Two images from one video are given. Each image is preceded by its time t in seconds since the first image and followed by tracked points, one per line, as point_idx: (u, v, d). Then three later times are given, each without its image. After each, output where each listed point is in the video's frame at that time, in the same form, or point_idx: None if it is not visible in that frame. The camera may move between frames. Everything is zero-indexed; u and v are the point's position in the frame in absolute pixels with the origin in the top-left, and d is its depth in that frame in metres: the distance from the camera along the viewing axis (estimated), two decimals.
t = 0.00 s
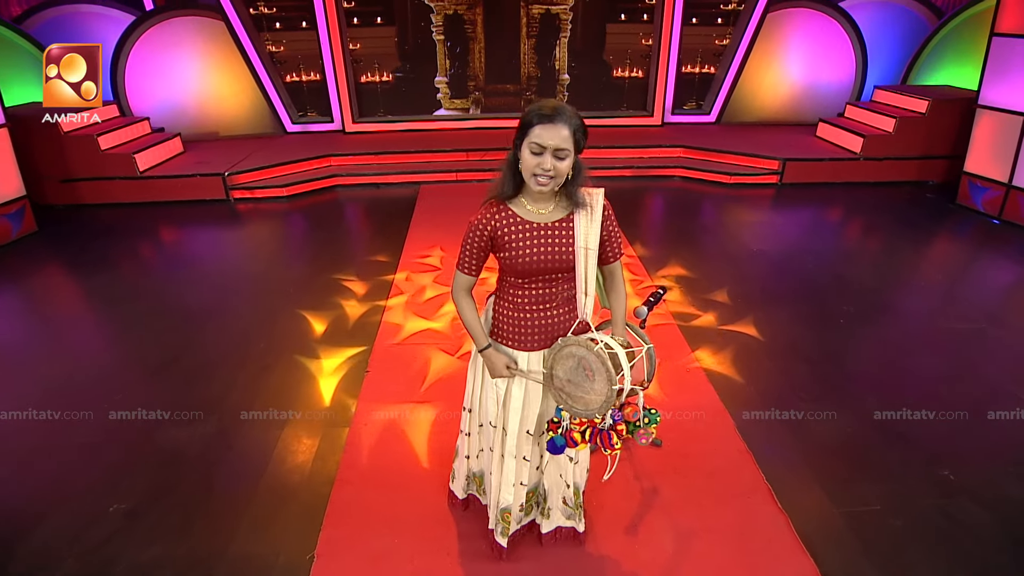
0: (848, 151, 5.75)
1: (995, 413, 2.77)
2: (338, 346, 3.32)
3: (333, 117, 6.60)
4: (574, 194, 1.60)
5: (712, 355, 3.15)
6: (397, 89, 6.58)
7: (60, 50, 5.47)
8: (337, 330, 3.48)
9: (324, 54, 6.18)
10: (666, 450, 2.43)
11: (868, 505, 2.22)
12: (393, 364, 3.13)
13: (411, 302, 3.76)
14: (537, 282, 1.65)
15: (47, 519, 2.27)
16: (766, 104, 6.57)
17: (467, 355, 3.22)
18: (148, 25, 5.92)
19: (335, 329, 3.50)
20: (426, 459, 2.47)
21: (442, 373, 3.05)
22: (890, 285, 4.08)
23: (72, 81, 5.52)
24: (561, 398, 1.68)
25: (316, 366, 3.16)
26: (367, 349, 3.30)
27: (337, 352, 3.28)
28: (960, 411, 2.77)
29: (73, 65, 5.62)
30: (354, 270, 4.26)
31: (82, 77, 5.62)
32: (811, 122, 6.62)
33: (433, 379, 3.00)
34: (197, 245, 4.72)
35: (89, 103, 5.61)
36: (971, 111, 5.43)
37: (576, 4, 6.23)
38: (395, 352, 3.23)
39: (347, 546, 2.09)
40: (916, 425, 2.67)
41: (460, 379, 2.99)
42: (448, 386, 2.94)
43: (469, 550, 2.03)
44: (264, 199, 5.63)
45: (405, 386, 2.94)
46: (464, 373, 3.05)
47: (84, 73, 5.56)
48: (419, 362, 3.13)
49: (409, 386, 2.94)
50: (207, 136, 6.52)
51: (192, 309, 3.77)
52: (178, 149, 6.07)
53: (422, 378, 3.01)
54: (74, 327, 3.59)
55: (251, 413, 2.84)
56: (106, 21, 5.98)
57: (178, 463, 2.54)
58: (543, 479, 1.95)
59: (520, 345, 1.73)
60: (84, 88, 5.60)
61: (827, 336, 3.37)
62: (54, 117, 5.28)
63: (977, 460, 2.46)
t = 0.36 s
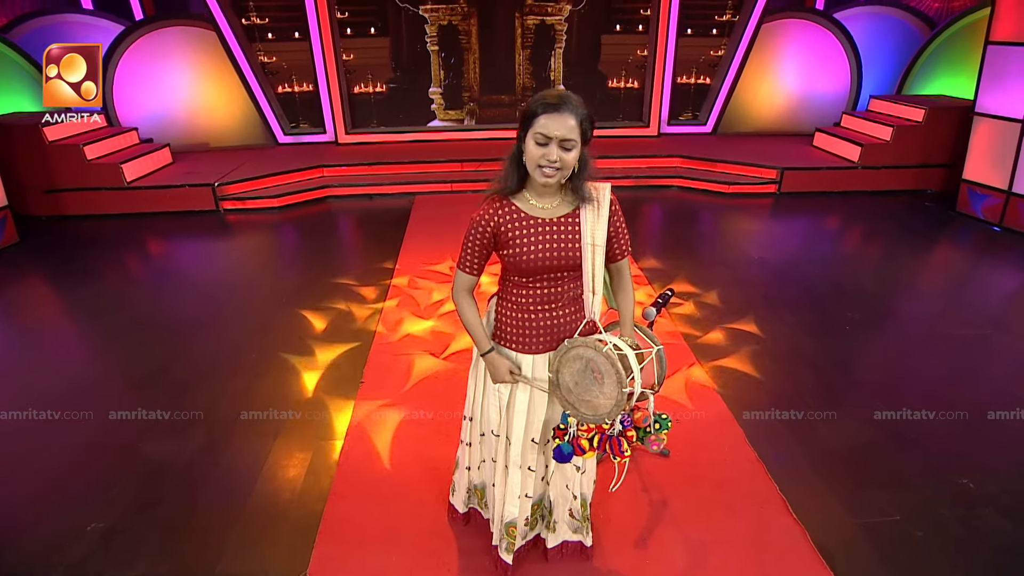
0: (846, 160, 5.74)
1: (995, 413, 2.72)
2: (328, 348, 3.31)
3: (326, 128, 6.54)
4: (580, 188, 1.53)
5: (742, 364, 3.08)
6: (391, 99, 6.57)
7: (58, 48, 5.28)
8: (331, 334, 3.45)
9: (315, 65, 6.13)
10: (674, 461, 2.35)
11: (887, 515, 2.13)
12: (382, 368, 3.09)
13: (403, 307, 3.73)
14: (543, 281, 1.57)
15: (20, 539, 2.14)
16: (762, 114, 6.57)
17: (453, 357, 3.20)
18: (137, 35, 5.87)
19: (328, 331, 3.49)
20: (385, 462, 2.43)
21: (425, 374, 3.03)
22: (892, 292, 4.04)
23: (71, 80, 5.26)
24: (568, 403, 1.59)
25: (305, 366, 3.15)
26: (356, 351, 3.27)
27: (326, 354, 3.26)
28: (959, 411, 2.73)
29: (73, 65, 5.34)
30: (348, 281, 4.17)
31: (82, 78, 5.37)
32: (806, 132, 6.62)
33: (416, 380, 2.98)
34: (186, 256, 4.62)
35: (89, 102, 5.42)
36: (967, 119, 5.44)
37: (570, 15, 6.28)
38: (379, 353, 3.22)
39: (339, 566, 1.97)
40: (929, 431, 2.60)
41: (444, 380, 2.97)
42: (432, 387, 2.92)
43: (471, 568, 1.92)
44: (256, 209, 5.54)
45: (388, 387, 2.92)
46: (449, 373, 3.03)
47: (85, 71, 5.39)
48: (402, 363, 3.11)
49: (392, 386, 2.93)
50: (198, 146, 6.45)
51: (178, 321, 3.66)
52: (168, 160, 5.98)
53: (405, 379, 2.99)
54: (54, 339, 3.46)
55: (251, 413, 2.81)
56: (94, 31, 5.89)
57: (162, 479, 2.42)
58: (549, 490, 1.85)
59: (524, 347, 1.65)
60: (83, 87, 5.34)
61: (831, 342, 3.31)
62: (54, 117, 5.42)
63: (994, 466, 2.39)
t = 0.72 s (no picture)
0: (831, 169, 5.81)
1: (995, 413, 2.71)
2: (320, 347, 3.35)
3: (312, 141, 6.50)
4: (580, 181, 1.48)
5: (750, 358, 3.15)
6: (378, 112, 6.54)
7: (58, 48, 5.55)
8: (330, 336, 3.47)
9: (302, 78, 6.12)
10: (674, 466, 2.30)
11: (894, 517, 2.09)
12: (370, 372, 3.06)
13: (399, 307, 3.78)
14: (542, 278, 1.52)
15: None
16: (746, 124, 6.64)
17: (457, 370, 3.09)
18: (119, 47, 5.79)
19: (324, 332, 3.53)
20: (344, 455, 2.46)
21: (406, 373, 3.05)
22: (881, 296, 4.06)
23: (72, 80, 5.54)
24: (571, 405, 1.54)
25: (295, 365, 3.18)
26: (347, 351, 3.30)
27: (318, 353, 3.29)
28: (958, 412, 2.72)
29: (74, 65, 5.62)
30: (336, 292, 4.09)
31: (82, 78, 5.62)
32: (791, 142, 6.70)
33: (397, 377, 3.00)
34: (168, 269, 4.52)
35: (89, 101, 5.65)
36: (948, 128, 5.54)
37: (557, 28, 6.34)
38: (361, 352, 3.26)
39: None
40: (928, 431, 2.57)
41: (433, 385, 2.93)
42: (422, 392, 2.87)
43: None
44: (241, 222, 5.46)
45: (368, 385, 2.95)
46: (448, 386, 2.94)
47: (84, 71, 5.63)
48: (383, 363, 3.14)
49: (371, 385, 2.95)
50: (181, 159, 6.36)
51: (159, 334, 3.56)
52: (150, 172, 5.89)
53: (385, 376, 3.01)
54: (28, 355, 3.34)
55: (251, 412, 2.81)
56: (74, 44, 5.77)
57: (142, 496, 2.31)
58: (549, 498, 1.79)
59: (524, 348, 1.59)
60: (83, 87, 5.60)
61: (824, 346, 3.30)
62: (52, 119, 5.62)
63: (996, 466, 2.37)
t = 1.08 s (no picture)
0: (812, 180, 5.90)
1: (995, 414, 2.73)
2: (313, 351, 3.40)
3: (294, 157, 6.43)
4: (577, 179, 1.46)
5: (744, 355, 3.25)
6: (361, 127, 6.49)
7: (58, 48, 5.62)
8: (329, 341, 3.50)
9: (285, 95, 6.09)
10: (672, 475, 2.27)
11: (896, 520, 2.06)
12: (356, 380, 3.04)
13: (399, 313, 3.81)
14: (539, 279, 1.47)
15: None
16: (728, 138, 6.74)
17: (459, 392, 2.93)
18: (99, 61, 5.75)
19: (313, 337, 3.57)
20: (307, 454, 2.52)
21: (386, 374, 3.10)
22: (866, 303, 4.09)
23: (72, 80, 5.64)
24: (569, 411, 1.48)
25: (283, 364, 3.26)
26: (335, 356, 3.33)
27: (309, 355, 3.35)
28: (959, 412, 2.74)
29: (73, 65, 5.71)
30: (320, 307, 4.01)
31: (82, 78, 5.74)
32: (771, 156, 6.80)
33: (378, 377, 3.06)
34: (145, 286, 4.39)
35: (89, 101, 5.77)
36: (923, 140, 5.68)
37: (541, 44, 6.37)
38: (349, 368, 3.18)
39: None
40: (922, 434, 2.57)
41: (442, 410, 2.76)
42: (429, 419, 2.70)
43: None
44: (221, 237, 5.36)
45: (351, 383, 3.02)
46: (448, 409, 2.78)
47: (84, 71, 5.74)
48: (364, 364, 3.20)
49: (351, 383, 3.02)
50: (160, 175, 6.25)
51: (135, 352, 3.44)
52: (127, 188, 5.76)
53: (367, 376, 3.07)
54: None
55: (251, 412, 2.83)
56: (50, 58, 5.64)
57: (117, 519, 2.20)
58: (548, 509, 1.73)
59: (521, 352, 1.53)
60: (84, 87, 5.73)
61: (813, 352, 3.30)
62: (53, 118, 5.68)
63: (991, 467, 2.36)
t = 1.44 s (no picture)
0: (793, 194, 5.99)
1: (995, 414, 2.80)
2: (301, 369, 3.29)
3: (276, 173, 6.36)
4: (576, 179, 1.44)
5: (732, 354, 3.35)
6: (344, 144, 6.45)
7: (58, 48, 5.54)
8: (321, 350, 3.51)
9: (267, 112, 6.05)
10: (670, 487, 2.22)
11: (899, 526, 2.04)
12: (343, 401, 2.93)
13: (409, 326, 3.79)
14: (538, 282, 1.43)
15: None
16: (709, 154, 6.83)
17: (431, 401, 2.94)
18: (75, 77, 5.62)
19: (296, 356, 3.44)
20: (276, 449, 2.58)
21: (369, 379, 3.16)
22: (850, 312, 4.13)
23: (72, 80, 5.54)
24: (571, 418, 1.43)
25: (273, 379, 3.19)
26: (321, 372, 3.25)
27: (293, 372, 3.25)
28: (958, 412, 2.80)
29: (73, 65, 5.61)
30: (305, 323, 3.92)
31: (82, 78, 5.63)
32: (752, 171, 6.90)
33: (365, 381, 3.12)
34: (121, 304, 4.27)
35: (89, 101, 5.68)
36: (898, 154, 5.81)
37: (524, 61, 6.46)
38: (335, 386, 3.09)
39: None
40: (914, 439, 2.57)
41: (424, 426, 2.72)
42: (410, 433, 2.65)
43: None
44: (202, 255, 5.25)
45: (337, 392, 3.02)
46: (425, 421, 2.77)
47: (84, 71, 5.64)
48: (348, 373, 3.22)
49: (337, 386, 3.09)
50: (138, 193, 6.12)
51: (109, 371, 3.31)
52: (103, 206, 5.63)
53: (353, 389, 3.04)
54: None
55: (250, 412, 2.88)
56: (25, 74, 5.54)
57: (92, 545, 2.08)
58: (549, 523, 1.67)
59: (520, 358, 1.48)
60: (83, 87, 5.63)
61: (803, 360, 3.31)
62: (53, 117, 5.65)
63: (985, 471, 2.37)
